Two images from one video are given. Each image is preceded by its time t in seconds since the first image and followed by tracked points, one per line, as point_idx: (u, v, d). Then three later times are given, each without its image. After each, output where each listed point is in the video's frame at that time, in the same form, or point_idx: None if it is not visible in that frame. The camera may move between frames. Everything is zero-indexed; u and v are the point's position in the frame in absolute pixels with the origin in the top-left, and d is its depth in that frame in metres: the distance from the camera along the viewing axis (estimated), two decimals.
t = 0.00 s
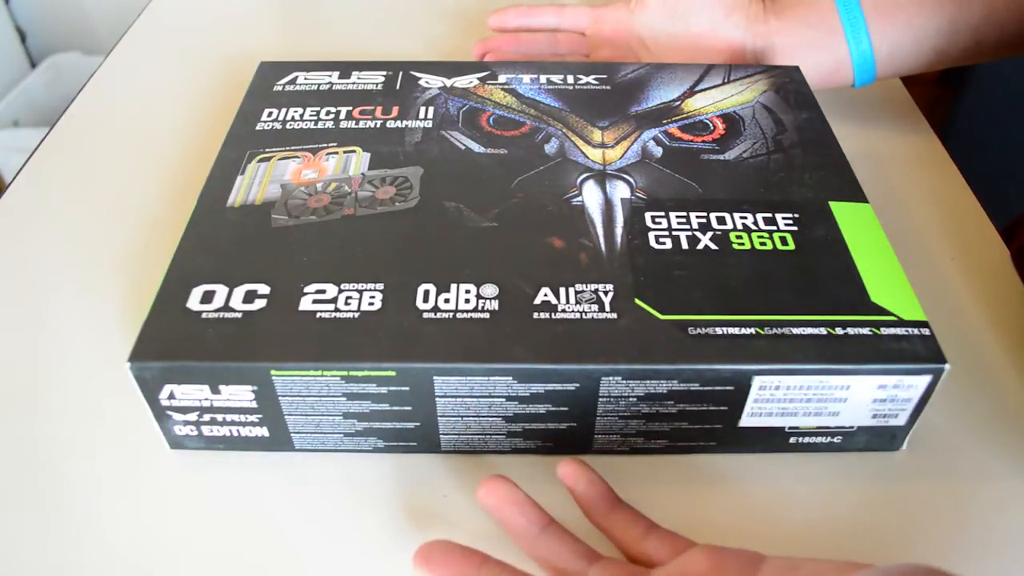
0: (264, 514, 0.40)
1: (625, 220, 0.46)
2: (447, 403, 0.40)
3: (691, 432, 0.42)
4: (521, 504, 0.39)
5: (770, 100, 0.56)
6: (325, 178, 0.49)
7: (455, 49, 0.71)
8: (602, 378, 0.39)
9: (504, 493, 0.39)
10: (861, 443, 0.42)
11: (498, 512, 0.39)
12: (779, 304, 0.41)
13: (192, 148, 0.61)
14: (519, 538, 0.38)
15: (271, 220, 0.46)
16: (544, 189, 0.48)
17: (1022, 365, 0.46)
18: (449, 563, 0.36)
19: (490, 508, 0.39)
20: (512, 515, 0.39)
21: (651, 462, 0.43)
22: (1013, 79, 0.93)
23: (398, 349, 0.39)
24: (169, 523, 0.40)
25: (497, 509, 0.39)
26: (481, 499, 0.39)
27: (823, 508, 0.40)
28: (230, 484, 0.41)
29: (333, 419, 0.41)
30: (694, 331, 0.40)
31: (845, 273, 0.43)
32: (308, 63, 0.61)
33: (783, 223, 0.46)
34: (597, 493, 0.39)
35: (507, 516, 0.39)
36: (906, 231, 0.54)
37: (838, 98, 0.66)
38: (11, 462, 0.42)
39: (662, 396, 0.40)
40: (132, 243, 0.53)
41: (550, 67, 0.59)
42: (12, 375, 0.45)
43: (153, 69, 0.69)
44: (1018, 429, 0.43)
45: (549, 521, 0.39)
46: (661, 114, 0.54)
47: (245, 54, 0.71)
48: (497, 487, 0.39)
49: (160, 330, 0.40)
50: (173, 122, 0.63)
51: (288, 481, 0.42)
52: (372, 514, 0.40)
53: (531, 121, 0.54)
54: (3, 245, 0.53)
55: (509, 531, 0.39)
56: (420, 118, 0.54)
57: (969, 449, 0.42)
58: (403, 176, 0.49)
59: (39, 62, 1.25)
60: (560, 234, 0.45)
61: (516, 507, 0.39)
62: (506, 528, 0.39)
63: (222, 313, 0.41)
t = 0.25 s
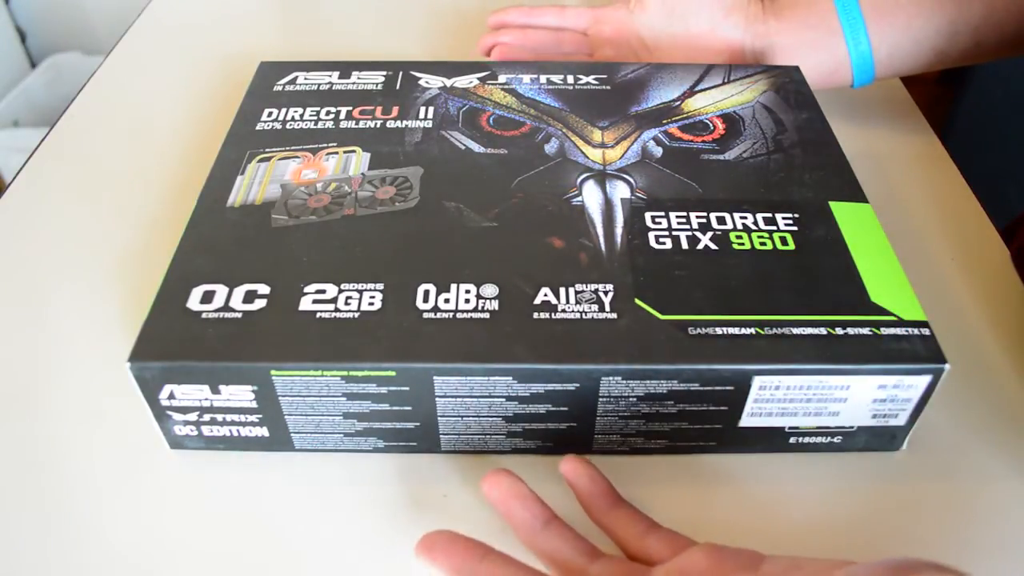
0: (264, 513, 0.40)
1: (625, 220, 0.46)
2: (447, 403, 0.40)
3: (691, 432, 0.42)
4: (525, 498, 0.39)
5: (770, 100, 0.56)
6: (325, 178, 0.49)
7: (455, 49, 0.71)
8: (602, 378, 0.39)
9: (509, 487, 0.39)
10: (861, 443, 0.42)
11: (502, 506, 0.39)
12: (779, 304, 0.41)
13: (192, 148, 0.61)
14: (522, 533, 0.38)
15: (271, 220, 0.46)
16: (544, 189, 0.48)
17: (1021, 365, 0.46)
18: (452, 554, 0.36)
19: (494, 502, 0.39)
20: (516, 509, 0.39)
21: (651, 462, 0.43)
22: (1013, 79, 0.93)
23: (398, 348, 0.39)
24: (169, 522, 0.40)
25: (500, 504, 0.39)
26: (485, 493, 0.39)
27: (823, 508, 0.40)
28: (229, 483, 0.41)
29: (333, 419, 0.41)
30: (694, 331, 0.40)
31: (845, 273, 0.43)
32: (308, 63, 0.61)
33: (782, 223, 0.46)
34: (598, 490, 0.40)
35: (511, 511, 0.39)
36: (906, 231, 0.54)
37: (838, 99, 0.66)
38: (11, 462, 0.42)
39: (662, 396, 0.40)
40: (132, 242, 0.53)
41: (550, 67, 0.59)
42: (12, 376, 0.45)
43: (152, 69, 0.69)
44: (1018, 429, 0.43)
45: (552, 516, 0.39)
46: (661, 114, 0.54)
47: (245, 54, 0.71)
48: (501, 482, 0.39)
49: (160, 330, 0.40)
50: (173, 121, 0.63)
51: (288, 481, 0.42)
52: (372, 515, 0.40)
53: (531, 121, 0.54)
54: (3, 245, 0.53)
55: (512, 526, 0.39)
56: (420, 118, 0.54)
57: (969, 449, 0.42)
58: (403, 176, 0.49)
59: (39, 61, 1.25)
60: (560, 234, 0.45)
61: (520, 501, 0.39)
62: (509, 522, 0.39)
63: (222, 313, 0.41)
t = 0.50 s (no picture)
0: (263, 513, 0.40)
1: (625, 220, 0.46)
2: (447, 403, 0.40)
3: (691, 432, 0.42)
4: (535, 483, 0.39)
5: (770, 100, 0.56)
6: (325, 177, 0.49)
7: (455, 49, 0.71)
8: (602, 378, 0.39)
9: (521, 471, 0.40)
10: (861, 443, 0.42)
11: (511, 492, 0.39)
12: (779, 304, 0.41)
13: (192, 148, 0.61)
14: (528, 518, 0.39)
15: (271, 220, 0.46)
16: (544, 189, 0.48)
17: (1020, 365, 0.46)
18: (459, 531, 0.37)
19: (505, 485, 0.40)
20: (525, 494, 0.39)
21: (651, 462, 0.43)
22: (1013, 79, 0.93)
23: (398, 349, 0.39)
24: (169, 522, 0.40)
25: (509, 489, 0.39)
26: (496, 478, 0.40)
27: (823, 507, 0.40)
28: (229, 483, 0.41)
29: (333, 419, 0.41)
30: (695, 331, 0.40)
31: (845, 273, 0.43)
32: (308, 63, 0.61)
33: (783, 223, 0.46)
34: (605, 483, 0.40)
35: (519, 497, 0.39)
36: (906, 231, 0.54)
37: (838, 99, 0.66)
38: (11, 462, 0.42)
39: (662, 396, 0.40)
40: (132, 242, 0.53)
41: (550, 67, 0.59)
42: (12, 376, 0.45)
43: (153, 69, 0.69)
44: (1018, 429, 0.43)
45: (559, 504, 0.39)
46: (661, 114, 0.54)
47: (245, 54, 0.71)
48: (512, 467, 0.40)
49: (160, 330, 0.40)
50: (173, 121, 0.63)
51: (287, 481, 0.42)
52: (371, 514, 0.40)
53: (531, 121, 0.54)
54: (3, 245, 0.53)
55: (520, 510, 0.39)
56: (420, 118, 0.54)
57: (969, 449, 0.42)
58: (403, 176, 0.49)
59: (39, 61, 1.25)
60: (560, 234, 0.45)
61: (530, 484, 0.39)
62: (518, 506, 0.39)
63: (222, 313, 0.41)
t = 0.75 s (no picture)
0: (263, 513, 0.40)
1: (625, 220, 0.46)
2: (447, 403, 0.40)
3: (690, 432, 0.42)
4: (546, 470, 0.40)
5: (770, 100, 0.56)
6: (325, 177, 0.49)
7: (455, 49, 0.71)
8: (602, 378, 0.39)
9: (534, 458, 0.40)
10: (861, 443, 0.42)
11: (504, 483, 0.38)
12: (779, 304, 0.41)
13: (192, 148, 0.61)
14: (526, 503, 0.36)
15: (271, 220, 0.46)
16: (544, 189, 0.48)
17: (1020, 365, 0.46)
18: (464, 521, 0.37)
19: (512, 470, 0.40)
20: (525, 481, 0.37)
21: (651, 462, 0.43)
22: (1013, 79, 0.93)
23: (398, 349, 0.39)
24: (169, 522, 0.40)
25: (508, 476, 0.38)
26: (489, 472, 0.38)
27: (823, 507, 0.40)
28: (229, 483, 0.41)
29: (333, 419, 0.41)
30: (694, 331, 0.40)
31: (845, 273, 0.43)
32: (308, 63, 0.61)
33: (783, 223, 0.46)
34: (607, 482, 0.40)
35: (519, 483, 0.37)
36: (906, 231, 0.54)
37: (838, 99, 0.66)
38: (11, 462, 0.42)
39: (662, 396, 0.40)
40: (132, 242, 0.53)
41: (550, 67, 0.59)
42: (12, 376, 0.45)
43: (153, 69, 0.69)
44: (1018, 429, 0.43)
45: (563, 496, 0.39)
46: (661, 114, 0.54)
47: (245, 54, 0.71)
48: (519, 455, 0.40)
49: (160, 330, 0.40)
50: (173, 121, 0.63)
51: (287, 481, 0.42)
52: (370, 513, 0.40)
53: (531, 121, 0.54)
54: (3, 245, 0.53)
55: (513, 497, 0.37)
56: (420, 118, 0.54)
57: (969, 449, 0.42)
58: (403, 176, 0.49)
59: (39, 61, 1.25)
60: (560, 234, 0.45)
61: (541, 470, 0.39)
62: (509, 496, 0.37)
63: (222, 313, 0.41)
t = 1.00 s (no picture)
0: (263, 513, 0.40)
1: (625, 220, 0.46)
2: (447, 403, 0.40)
3: (690, 432, 0.42)
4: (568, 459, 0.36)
5: (770, 100, 0.56)
6: (325, 177, 0.49)
7: (455, 49, 0.71)
8: (602, 378, 0.39)
9: (557, 446, 0.36)
10: (861, 443, 0.42)
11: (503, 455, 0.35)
12: (779, 304, 0.41)
13: (192, 148, 0.61)
14: (528, 477, 0.34)
15: (271, 220, 0.46)
16: (544, 189, 0.48)
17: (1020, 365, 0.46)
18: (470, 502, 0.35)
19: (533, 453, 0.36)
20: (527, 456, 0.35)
21: (651, 462, 0.43)
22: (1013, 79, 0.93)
23: (398, 348, 0.39)
24: (169, 523, 0.40)
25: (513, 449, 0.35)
26: (489, 441, 0.36)
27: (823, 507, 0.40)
28: (229, 484, 0.41)
29: (333, 419, 0.41)
30: (694, 331, 0.40)
31: (845, 273, 0.43)
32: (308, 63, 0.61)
33: (783, 223, 0.46)
34: (622, 483, 0.38)
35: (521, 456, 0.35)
36: (906, 231, 0.54)
37: (838, 99, 0.66)
38: (11, 462, 0.42)
39: (662, 396, 0.40)
40: (132, 243, 0.53)
41: (550, 67, 0.59)
42: (12, 376, 0.45)
43: (153, 69, 0.69)
44: (1018, 428, 0.43)
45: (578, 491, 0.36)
46: (661, 114, 0.54)
47: (245, 54, 0.71)
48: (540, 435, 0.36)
49: (160, 330, 0.40)
50: (173, 121, 0.63)
51: (287, 482, 0.42)
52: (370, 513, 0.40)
53: (531, 121, 0.54)
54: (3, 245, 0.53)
55: (513, 472, 0.34)
56: (420, 118, 0.54)
57: (970, 450, 0.42)
58: (403, 176, 0.49)
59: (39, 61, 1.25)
60: (560, 234, 0.45)
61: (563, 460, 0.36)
62: (508, 471, 0.34)
63: (222, 313, 0.41)
